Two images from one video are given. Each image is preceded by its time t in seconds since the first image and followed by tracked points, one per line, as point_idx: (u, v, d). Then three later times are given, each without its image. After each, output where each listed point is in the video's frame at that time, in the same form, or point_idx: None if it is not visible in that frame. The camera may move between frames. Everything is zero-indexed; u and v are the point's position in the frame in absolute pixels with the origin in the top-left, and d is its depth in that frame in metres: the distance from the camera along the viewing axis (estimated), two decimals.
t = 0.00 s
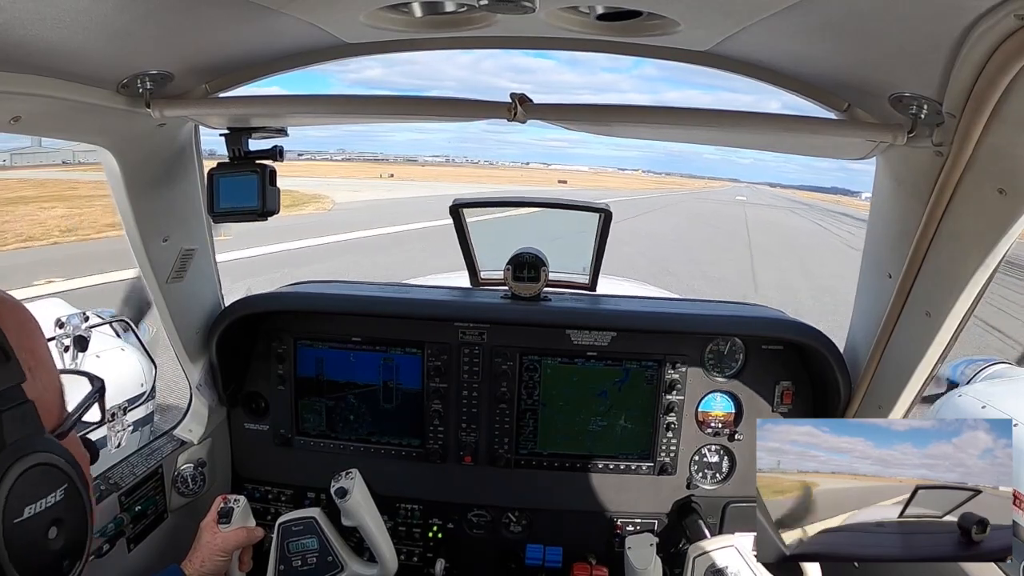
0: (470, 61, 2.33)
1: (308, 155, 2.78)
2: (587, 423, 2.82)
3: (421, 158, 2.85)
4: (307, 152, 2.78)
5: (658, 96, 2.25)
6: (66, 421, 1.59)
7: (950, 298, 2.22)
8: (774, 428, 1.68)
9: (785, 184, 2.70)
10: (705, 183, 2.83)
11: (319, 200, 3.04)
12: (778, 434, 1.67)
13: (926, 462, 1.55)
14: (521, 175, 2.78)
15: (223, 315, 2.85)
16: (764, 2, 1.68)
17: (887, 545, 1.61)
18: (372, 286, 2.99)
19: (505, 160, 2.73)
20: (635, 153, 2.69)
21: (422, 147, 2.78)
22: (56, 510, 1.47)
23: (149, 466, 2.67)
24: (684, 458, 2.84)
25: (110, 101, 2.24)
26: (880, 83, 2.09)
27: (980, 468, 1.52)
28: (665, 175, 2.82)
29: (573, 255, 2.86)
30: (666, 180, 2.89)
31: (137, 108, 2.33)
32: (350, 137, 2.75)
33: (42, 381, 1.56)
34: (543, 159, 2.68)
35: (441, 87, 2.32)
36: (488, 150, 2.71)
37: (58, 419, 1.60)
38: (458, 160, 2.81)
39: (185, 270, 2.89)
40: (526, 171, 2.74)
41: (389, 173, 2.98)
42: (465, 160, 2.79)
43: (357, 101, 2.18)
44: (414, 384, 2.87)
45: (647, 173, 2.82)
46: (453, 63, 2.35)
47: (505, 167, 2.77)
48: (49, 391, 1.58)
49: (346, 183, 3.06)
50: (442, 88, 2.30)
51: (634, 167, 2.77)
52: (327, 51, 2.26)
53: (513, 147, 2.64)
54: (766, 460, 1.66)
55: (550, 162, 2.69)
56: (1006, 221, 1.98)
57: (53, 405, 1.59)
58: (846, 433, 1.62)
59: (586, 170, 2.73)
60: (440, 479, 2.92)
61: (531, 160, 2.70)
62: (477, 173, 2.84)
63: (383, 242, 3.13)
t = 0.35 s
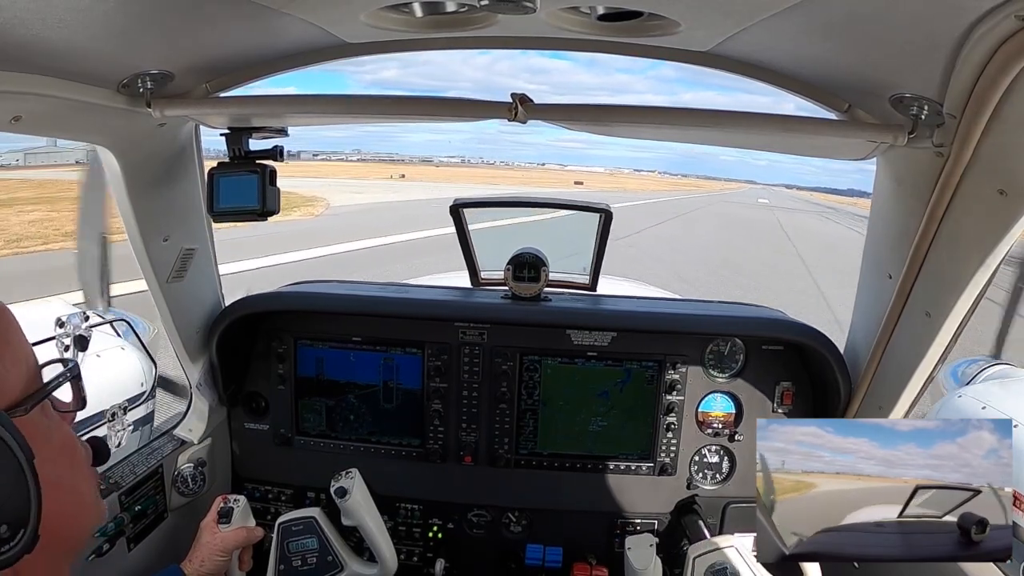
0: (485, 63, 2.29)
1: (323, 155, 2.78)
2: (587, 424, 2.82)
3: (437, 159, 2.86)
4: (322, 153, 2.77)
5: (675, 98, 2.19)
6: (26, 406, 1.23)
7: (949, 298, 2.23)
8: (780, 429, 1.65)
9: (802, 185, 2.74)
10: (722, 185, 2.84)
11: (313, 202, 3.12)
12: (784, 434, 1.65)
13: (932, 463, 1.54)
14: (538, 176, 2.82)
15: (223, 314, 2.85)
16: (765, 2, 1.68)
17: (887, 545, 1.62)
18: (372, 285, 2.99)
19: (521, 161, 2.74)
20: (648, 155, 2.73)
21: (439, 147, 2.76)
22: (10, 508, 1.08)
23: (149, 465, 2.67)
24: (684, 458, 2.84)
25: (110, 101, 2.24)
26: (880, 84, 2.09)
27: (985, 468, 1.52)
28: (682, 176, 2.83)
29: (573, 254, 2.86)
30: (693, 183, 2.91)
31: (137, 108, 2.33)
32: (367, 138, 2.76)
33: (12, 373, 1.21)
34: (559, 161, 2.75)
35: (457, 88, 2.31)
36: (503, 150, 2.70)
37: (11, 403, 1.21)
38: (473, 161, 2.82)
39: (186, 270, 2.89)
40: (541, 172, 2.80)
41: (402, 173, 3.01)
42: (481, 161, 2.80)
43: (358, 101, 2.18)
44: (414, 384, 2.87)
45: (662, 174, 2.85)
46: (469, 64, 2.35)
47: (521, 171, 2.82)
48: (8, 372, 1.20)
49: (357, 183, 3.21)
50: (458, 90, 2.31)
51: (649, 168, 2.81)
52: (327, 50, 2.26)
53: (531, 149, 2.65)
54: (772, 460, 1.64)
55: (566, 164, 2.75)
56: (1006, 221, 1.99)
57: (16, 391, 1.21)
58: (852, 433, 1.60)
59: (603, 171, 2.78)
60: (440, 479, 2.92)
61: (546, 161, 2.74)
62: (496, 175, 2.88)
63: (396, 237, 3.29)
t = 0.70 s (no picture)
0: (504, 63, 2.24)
1: (339, 156, 2.87)
2: (587, 424, 2.83)
3: (454, 160, 2.80)
4: (338, 153, 2.86)
5: (695, 100, 2.18)
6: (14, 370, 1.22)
7: (949, 298, 2.24)
8: (786, 430, 1.64)
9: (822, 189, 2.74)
10: (741, 187, 2.79)
11: (310, 204, 3.09)
12: (789, 436, 1.63)
13: (937, 462, 1.54)
14: (553, 178, 2.77)
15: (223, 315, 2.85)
16: (766, 2, 1.68)
17: (887, 545, 1.62)
18: (372, 285, 2.99)
19: (539, 162, 2.69)
20: (664, 156, 2.74)
21: (456, 148, 2.73)
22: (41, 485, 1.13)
23: (149, 466, 2.67)
24: (685, 459, 2.84)
25: (112, 101, 2.24)
26: (880, 84, 2.09)
27: (991, 468, 1.52)
28: (699, 179, 2.80)
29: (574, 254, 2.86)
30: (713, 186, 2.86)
31: (138, 108, 2.33)
32: (384, 138, 2.79)
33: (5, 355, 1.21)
34: (575, 162, 2.71)
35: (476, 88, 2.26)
36: (524, 151, 2.65)
37: None
38: (491, 163, 2.76)
39: (186, 270, 2.89)
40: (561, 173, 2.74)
41: (415, 174, 3.00)
42: (499, 163, 2.74)
43: (358, 101, 2.18)
44: (415, 384, 2.87)
45: (680, 176, 2.84)
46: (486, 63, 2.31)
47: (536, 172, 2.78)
48: None
49: (364, 187, 3.27)
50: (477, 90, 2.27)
51: (667, 170, 2.81)
52: (328, 51, 2.26)
53: (549, 150, 2.63)
54: (776, 462, 1.63)
55: (583, 165, 2.71)
56: (1007, 222, 1.99)
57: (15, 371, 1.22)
58: (857, 433, 1.59)
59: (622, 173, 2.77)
60: (441, 479, 2.92)
61: (564, 163, 2.70)
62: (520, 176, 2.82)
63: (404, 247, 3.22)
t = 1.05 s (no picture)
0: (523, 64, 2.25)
1: (358, 157, 2.92)
2: (587, 424, 2.83)
3: (472, 162, 2.77)
4: (358, 154, 2.90)
5: (712, 102, 2.25)
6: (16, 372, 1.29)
7: (948, 298, 2.24)
8: (792, 430, 1.65)
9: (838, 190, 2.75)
10: (761, 189, 2.84)
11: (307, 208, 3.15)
12: (796, 435, 1.65)
13: (943, 464, 1.53)
14: (564, 179, 2.75)
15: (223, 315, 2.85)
16: (767, 2, 1.68)
17: (886, 545, 1.63)
18: (372, 285, 2.99)
19: (560, 164, 2.71)
20: (684, 159, 2.74)
21: (475, 150, 2.71)
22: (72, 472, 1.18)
23: (149, 465, 2.67)
24: (685, 458, 2.84)
25: (113, 101, 2.25)
26: (881, 84, 2.09)
27: (997, 470, 1.51)
28: (718, 181, 2.81)
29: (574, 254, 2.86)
30: (727, 188, 2.89)
31: (138, 108, 2.33)
32: (402, 141, 2.82)
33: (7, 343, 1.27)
34: (593, 164, 2.73)
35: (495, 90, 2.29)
36: (543, 154, 2.66)
37: None
38: (509, 164, 2.75)
39: (186, 270, 2.89)
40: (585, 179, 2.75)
41: (430, 176, 3.00)
42: (517, 164, 2.72)
43: (358, 101, 2.18)
44: (415, 384, 2.87)
45: (699, 178, 2.85)
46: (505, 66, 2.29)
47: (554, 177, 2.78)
48: None
49: (371, 189, 3.29)
50: (496, 91, 2.28)
51: (687, 173, 2.83)
52: (328, 50, 2.26)
53: (569, 150, 2.66)
54: (781, 460, 1.64)
55: (602, 167, 2.73)
56: (1007, 222, 1.99)
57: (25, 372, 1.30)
58: (863, 433, 1.59)
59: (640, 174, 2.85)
60: (441, 479, 2.92)
61: (583, 164, 2.72)
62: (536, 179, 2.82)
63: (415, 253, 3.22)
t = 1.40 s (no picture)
0: (545, 66, 2.28)
1: (379, 157, 2.90)
2: (587, 424, 2.83)
3: (492, 163, 2.73)
4: (377, 154, 2.89)
5: (733, 104, 2.29)
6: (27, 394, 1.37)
7: (949, 299, 2.24)
8: (799, 428, 1.65)
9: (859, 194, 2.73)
10: (779, 191, 2.83)
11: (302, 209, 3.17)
12: (802, 433, 1.65)
13: (949, 465, 1.52)
14: (584, 182, 2.71)
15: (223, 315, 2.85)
16: (767, 2, 1.68)
17: (884, 545, 1.64)
18: (372, 285, 2.99)
19: (580, 165, 2.71)
20: (706, 160, 2.72)
21: (496, 151, 2.67)
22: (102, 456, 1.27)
23: (149, 465, 2.67)
24: (685, 458, 2.84)
25: (114, 101, 2.25)
26: (881, 84, 2.09)
27: (1003, 472, 1.51)
28: (738, 184, 2.77)
29: (573, 254, 2.86)
30: (748, 191, 2.84)
31: (138, 108, 2.33)
32: (421, 142, 2.77)
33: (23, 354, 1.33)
34: (615, 166, 2.75)
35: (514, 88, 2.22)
36: (563, 154, 2.66)
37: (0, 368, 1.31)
38: (529, 166, 2.72)
39: (187, 270, 2.89)
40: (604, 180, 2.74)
41: (445, 177, 2.93)
42: (538, 165, 2.71)
43: (358, 101, 2.18)
44: (415, 384, 2.87)
45: (719, 181, 2.81)
46: (525, 67, 2.27)
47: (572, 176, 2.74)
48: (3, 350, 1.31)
49: (371, 190, 3.29)
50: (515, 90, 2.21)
51: (708, 174, 2.78)
52: (328, 51, 2.26)
53: (591, 154, 2.70)
54: (787, 457, 1.64)
55: (623, 169, 2.75)
56: (1007, 222, 1.99)
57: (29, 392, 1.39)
58: (869, 432, 1.57)
59: (661, 177, 2.83)
60: (441, 479, 2.92)
61: (604, 166, 2.74)
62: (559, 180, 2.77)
63: (415, 253, 3.21)
